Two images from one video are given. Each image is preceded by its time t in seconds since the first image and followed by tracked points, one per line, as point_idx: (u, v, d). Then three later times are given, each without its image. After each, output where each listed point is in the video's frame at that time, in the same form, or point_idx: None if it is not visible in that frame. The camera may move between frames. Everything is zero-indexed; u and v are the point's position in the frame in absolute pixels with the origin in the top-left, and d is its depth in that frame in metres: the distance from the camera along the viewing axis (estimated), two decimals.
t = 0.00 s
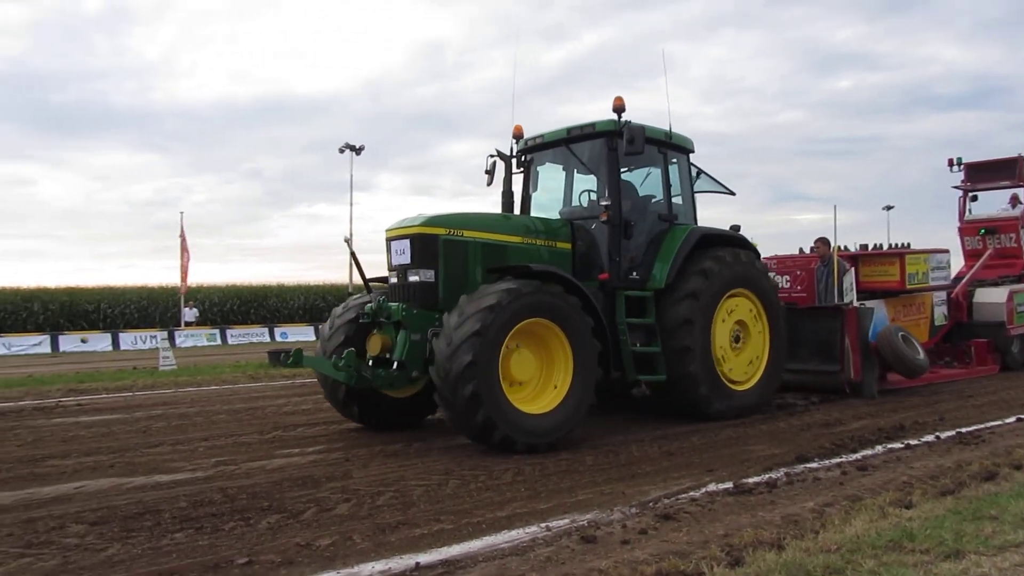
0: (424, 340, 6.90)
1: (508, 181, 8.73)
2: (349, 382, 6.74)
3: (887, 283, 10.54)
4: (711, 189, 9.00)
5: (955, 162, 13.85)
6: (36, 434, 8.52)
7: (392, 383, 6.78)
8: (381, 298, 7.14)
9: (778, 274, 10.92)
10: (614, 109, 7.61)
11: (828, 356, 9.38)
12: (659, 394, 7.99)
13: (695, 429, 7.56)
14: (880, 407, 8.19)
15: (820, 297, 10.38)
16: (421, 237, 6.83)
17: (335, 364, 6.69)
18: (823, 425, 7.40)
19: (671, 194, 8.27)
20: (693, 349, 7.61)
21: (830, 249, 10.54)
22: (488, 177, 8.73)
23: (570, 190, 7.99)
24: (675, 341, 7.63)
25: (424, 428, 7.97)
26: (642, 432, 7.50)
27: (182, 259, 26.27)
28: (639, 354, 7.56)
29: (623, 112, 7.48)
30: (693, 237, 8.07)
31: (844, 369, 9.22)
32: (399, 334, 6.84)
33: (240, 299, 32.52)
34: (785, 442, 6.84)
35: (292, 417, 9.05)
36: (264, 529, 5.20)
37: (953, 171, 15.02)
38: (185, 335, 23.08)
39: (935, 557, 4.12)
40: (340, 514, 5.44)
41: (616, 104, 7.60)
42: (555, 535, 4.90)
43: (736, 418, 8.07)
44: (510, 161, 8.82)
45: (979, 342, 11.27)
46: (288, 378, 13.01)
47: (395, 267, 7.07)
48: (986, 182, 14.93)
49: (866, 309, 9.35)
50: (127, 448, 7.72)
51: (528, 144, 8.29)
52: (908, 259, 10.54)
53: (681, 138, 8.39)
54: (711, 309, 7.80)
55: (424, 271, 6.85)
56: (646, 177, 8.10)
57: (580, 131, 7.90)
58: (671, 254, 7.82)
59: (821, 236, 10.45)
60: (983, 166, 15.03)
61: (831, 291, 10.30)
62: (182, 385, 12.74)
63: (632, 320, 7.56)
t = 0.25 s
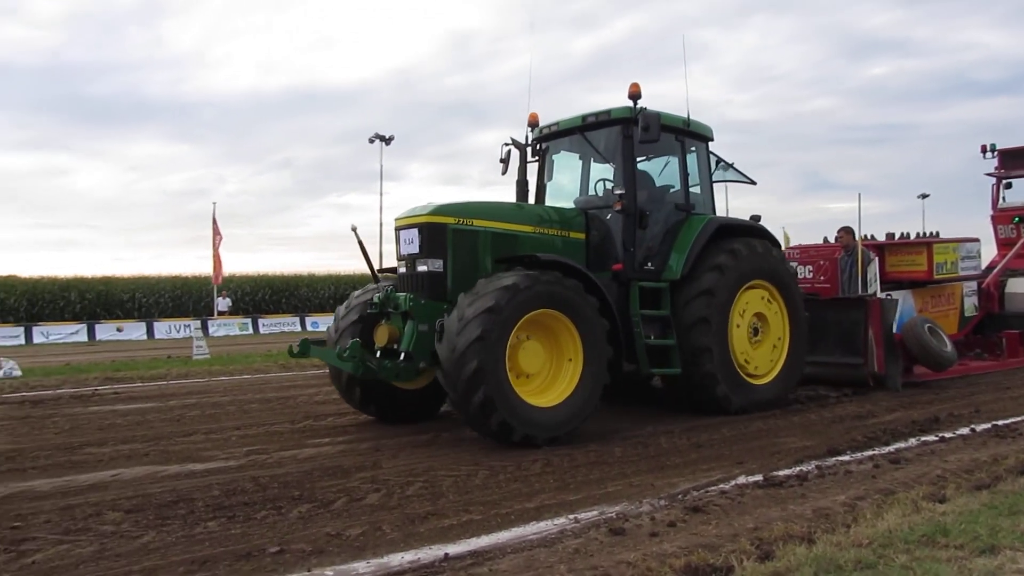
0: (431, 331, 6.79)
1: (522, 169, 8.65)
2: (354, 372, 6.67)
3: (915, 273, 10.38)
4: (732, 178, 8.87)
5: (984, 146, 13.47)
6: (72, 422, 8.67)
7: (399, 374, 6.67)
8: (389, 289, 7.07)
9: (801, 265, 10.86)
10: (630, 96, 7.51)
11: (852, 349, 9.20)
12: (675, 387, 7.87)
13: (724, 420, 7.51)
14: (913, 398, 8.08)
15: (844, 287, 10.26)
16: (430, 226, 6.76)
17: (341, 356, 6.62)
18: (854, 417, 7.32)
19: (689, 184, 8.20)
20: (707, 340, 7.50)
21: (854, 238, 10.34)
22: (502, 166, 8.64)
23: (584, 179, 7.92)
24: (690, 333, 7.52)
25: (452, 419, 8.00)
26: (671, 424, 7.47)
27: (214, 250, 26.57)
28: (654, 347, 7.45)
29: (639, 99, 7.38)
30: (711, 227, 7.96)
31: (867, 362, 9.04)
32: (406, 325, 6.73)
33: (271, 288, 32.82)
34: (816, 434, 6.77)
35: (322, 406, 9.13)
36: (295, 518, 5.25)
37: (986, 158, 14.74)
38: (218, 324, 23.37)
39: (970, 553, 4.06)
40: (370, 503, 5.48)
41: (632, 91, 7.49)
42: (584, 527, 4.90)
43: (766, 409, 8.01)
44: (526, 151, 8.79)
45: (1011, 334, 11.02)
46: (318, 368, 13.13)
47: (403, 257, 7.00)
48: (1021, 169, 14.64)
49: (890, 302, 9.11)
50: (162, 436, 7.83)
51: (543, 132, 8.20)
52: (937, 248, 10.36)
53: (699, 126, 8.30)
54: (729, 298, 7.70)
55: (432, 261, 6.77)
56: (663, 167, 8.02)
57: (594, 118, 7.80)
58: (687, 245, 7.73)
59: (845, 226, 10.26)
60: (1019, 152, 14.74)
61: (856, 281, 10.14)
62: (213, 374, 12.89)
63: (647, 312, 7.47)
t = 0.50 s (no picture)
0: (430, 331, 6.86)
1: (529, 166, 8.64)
2: (350, 372, 6.65)
3: (932, 275, 10.26)
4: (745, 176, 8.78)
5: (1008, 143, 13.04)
6: (95, 415, 8.76)
7: (397, 374, 6.73)
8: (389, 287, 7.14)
9: (815, 265, 10.80)
10: (637, 93, 7.45)
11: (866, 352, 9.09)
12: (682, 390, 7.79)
13: (744, 422, 7.47)
14: (937, 402, 8.00)
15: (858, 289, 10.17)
16: (431, 223, 6.75)
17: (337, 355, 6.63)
18: (876, 420, 7.25)
19: (698, 182, 8.14)
20: (713, 342, 7.43)
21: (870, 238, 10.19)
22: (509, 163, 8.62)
23: (590, 177, 7.88)
24: (697, 335, 7.45)
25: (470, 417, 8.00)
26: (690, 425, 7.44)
27: (236, 244, 26.74)
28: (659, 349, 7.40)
29: (646, 95, 7.33)
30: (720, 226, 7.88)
31: (880, 366, 8.90)
32: (404, 324, 6.80)
33: (292, 283, 33.00)
34: (837, 437, 6.72)
35: (341, 402, 9.17)
36: (313, 514, 5.28)
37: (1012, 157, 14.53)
38: (239, 318, 23.53)
39: (993, 560, 4.01)
40: (388, 501, 5.50)
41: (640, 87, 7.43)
42: (601, 528, 4.89)
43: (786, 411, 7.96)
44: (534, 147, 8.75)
45: None
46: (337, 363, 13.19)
47: (405, 254, 6.99)
48: None
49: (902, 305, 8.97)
50: (183, 430, 7.90)
51: (550, 129, 8.18)
52: (954, 249, 10.23)
53: (710, 123, 8.23)
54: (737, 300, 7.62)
55: (433, 259, 6.75)
56: (671, 165, 7.96)
57: (602, 115, 7.75)
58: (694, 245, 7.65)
59: (859, 227, 10.16)
60: None
61: (869, 283, 10.05)
62: (234, 369, 12.98)
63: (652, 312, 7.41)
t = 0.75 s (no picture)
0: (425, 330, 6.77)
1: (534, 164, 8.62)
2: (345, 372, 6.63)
3: (946, 278, 10.10)
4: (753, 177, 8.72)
5: None
6: (115, 410, 8.84)
7: (392, 374, 6.65)
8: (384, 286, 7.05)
9: (826, 267, 10.80)
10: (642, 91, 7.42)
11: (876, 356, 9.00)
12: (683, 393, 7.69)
13: (762, 425, 7.42)
14: (958, 406, 7.91)
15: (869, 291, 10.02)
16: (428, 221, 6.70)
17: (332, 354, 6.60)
18: (895, 424, 7.18)
19: (703, 183, 8.11)
20: (716, 340, 7.34)
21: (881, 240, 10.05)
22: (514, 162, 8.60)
23: (594, 176, 7.87)
24: (700, 333, 7.38)
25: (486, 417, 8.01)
26: (706, 428, 7.40)
27: (255, 242, 26.89)
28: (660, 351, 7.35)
29: (650, 94, 7.31)
30: (724, 228, 7.84)
31: (890, 370, 8.77)
32: (399, 323, 6.71)
33: (310, 281, 33.13)
34: (855, 441, 6.66)
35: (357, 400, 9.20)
36: (329, 513, 5.30)
37: None
38: (258, 315, 23.66)
39: (1014, 568, 3.96)
40: (404, 500, 5.50)
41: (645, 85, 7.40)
42: (617, 531, 4.87)
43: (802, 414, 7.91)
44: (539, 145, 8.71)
45: None
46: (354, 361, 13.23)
47: (402, 252, 6.96)
48: None
49: (915, 309, 8.75)
50: (201, 427, 7.95)
51: (555, 127, 8.16)
52: (969, 251, 10.05)
53: (716, 122, 8.20)
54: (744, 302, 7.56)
55: (431, 257, 6.70)
56: (676, 165, 7.94)
57: (606, 113, 7.73)
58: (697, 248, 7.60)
59: (870, 228, 10.06)
60: None
61: (880, 285, 9.86)
62: (252, 365, 13.05)
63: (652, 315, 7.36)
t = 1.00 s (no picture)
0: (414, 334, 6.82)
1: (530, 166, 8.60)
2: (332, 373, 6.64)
3: (951, 284, 10.05)
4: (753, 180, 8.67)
5: None
6: (125, 409, 8.87)
7: (379, 376, 6.69)
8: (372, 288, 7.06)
9: (827, 272, 10.77)
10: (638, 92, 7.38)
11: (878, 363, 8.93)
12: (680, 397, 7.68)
13: (771, 431, 7.38)
14: (969, 413, 7.86)
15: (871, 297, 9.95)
16: (419, 222, 6.71)
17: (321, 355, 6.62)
18: (906, 431, 7.14)
19: (701, 187, 8.06)
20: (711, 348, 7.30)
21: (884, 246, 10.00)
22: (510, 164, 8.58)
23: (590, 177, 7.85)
24: (695, 339, 7.33)
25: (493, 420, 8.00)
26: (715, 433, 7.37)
27: (265, 242, 26.97)
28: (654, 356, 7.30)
29: (647, 95, 7.26)
30: (721, 232, 7.79)
31: (892, 377, 8.71)
32: (387, 326, 6.74)
33: (321, 281, 33.21)
34: (865, 447, 6.63)
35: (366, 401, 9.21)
36: (337, 514, 5.30)
37: None
38: (268, 315, 23.73)
39: None
40: (412, 503, 5.50)
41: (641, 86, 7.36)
42: (625, 536, 4.86)
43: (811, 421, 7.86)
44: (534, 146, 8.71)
45: None
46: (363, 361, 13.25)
47: (392, 254, 6.97)
48: None
49: (917, 317, 8.69)
50: (210, 426, 7.97)
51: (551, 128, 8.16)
52: (974, 257, 9.99)
53: (715, 125, 8.16)
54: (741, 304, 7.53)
55: (420, 260, 6.71)
56: (672, 168, 7.90)
57: (603, 114, 7.71)
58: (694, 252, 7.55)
59: (874, 233, 10.01)
60: None
61: (882, 291, 9.77)
62: (262, 365, 13.08)
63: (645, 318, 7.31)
